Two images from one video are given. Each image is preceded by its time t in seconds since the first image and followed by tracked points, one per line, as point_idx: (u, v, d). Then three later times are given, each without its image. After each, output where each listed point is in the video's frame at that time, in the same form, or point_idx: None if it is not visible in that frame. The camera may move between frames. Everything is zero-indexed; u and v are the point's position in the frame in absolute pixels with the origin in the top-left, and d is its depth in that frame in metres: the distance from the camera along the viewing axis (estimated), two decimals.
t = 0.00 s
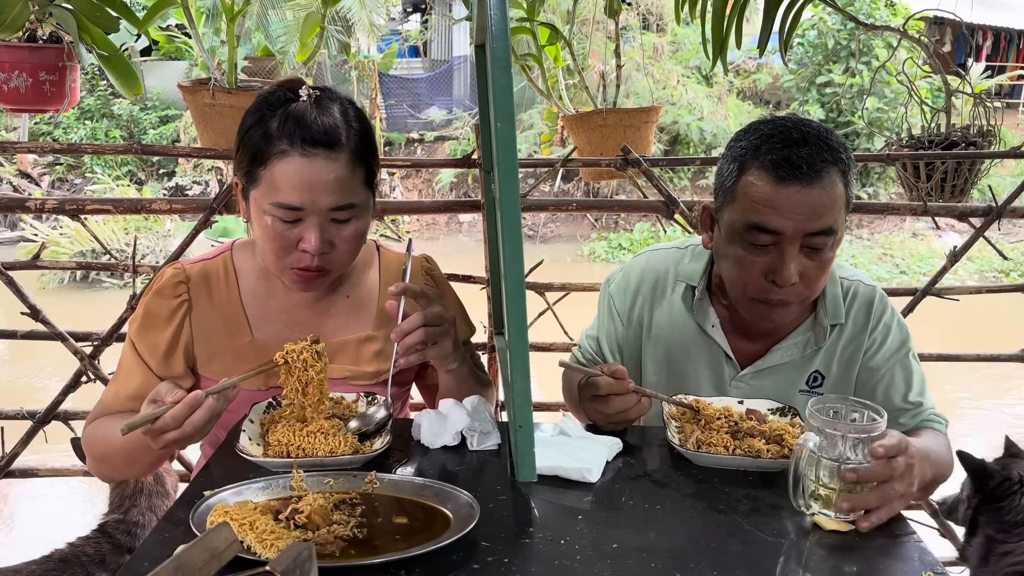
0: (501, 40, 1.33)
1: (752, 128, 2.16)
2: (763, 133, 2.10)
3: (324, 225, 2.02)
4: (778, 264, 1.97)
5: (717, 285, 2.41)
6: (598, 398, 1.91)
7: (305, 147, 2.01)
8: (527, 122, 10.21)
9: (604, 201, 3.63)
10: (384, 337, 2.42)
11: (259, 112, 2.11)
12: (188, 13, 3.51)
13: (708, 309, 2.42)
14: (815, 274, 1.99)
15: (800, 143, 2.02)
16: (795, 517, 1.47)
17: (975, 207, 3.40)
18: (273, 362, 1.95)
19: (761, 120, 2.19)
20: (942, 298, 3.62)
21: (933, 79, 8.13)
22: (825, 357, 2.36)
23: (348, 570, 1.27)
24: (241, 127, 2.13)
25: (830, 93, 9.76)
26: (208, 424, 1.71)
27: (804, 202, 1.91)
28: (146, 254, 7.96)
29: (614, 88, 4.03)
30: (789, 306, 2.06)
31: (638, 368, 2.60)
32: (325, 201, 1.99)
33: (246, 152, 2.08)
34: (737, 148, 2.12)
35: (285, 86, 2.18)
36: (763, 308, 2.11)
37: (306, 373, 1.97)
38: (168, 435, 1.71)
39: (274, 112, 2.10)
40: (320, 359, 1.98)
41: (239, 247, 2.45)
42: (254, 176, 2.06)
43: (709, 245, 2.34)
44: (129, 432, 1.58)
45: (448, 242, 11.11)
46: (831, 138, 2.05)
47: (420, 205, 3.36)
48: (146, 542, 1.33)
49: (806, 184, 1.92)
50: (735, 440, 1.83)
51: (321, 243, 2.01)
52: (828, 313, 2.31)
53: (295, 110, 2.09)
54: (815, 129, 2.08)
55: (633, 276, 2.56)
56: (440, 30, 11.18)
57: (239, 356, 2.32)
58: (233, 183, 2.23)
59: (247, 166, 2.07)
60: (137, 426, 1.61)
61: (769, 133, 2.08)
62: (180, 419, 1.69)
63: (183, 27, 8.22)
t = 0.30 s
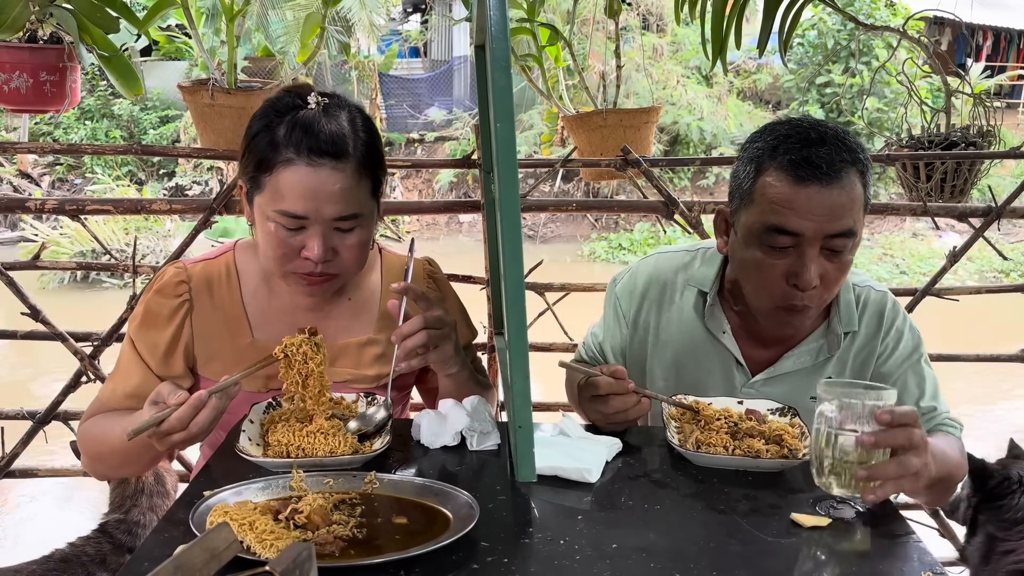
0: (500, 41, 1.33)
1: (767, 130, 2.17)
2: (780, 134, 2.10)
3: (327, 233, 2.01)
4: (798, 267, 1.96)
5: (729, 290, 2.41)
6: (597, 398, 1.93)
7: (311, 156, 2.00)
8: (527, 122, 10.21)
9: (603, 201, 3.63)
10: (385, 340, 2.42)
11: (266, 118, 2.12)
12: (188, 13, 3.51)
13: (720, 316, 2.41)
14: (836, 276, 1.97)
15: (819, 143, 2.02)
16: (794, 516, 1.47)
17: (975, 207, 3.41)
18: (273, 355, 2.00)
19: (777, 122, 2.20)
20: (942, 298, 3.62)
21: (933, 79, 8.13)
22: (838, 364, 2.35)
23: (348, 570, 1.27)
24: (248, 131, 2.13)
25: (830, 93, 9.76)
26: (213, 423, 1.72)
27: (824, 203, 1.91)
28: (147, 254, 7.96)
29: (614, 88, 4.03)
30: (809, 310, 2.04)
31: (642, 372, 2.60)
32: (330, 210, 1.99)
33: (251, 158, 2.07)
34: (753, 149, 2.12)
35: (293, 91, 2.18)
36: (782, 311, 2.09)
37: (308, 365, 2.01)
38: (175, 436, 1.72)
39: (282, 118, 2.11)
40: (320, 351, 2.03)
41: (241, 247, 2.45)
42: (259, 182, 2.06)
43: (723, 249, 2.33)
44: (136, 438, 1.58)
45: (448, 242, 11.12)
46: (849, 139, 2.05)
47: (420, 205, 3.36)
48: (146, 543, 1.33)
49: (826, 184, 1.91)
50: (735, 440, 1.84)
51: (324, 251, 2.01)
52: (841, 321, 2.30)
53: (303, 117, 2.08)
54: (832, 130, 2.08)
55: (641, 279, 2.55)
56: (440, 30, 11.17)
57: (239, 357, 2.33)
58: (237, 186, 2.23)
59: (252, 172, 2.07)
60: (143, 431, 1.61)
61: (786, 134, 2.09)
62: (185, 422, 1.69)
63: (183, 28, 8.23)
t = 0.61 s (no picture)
0: (500, 41, 1.33)
1: (778, 130, 2.17)
2: (791, 133, 2.11)
3: (330, 240, 2.02)
4: (813, 264, 1.96)
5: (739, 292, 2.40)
6: (598, 399, 1.93)
7: (315, 164, 2.00)
8: (527, 122, 10.22)
9: (603, 202, 3.62)
10: (385, 342, 2.42)
11: (270, 124, 2.11)
12: (188, 13, 3.50)
13: (731, 317, 2.40)
14: (851, 274, 1.97)
15: (831, 141, 2.03)
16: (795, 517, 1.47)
17: (975, 207, 3.41)
18: (276, 368, 2.00)
19: (786, 122, 2.21)
20: (942, 298, 3.62)
21: (933, 79, 8.12)
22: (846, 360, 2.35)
23: (348, 570, 1.27)
24: (251, 137, 2.13)
25: (830, 93, 9.76)
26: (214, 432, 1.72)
27: (838, 200, 1.91)
28: (147, 254, 7.97)
29: (614, 88, 4.03)
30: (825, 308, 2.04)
31: (650, 374, 2.58)
32: (333, 218, 1.99)
33: (254, 164, 2.07)
34: (764, 149, 2.13)
35: (296, 95, 2.17)
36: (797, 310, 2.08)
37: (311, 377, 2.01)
38: (175, 443, 1.72)
39: (285, 124, 2.10)
40: (323, 364, 2.03)
41: (240, 247, 2.45)
42: (261, 188, 2.06)
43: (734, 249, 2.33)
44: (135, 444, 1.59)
45: (448, 242, 11.11)
46: (860, 137, 2.07)
47: (420, 205, 3.36)
48: (146, 543, 1.33)
49: (840, 180, 1.92)
50: (735, 440, 1.83)
51: (326, 258, 2.01)
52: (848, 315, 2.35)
53: (307, 123, 2.08)
54: (843, 129, 2.10)
55: (648, 279, 2.56)
56: (440, 30, 11.17)
57: (238, 358, 2.32)
58: (239, 190, 2.22)
59: (255, 178, 2.07)
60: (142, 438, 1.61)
61: (798, 133, 2.10)
62: (186, 429, 1.70)
63: (183, 28, 8.24)
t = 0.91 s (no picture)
0: (499, 40, 1.33)
1: (774, 126, 2.18)
2: (787, 128, 2.12)
3: (331, 248, 2.02)
4: (817, 255, 1.96)
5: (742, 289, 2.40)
6: (598, 398, 1.93)
7: (321, 173, 2.00)
8: (527, 122, 10.22)
9: (603, 201, 3.62)
10: (385, 344, 2.43)
11: (276, 130, 2.10)
12: (188, 13, 3.50)
13: (736, 313, 2.40)
14: (853, 263, 1.98)
15: (828, 133, 2.03)
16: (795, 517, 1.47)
17: (975, 207, 3.40)
18: (277, 367, 1.99)
19: (781, 118, 2.21)
20: (942, 298, 3.62)
21: (933, 79, 8.12)
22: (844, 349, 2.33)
23: (348, 570, 1.27)
24: (256, 142, 2.12)
25: (830, 93, 9.76)
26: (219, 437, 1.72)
27: (838, 189, 1.92)
28: (147, 254, 7.97)
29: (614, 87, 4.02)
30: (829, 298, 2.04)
31: (655, 374, 2.57)
32: (337, 227, 1.99)
33: (258, 170, 2.06)
34: (762, 144, 2.14)
35: (303, 101, 2.17)
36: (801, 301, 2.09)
37: (311, 376, 2.01)
38: (181, 448, 1.72)
39: (291, 130, 2.09)
40: (323, 363, 2.03)
41: (241, 248, 2.46)
42: (265, 194, 2.05)
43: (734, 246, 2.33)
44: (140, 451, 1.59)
45: (448, 243, 11.11)
46: (856, 128, 2.07)
47: (420, 205, 3.36)
48: (147, 542, 1.34)
49: (839, 171, 1.93)
50: (735, 440, 1.84)
51: (327, 265, 2.01)
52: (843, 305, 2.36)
53: (314, 130, 2.08)
54: (838, 121, 2.10)
55: (649, 278, 2.56)
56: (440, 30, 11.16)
57: (237, 360, 2.32)
58: (241, 193, 2.21)
59: (259, 183, 2.06)
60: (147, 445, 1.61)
61: (795, 127, 2.10)
62: (192, 434, 1.69)
63: (183, 28, 8.24)
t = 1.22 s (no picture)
0: (501, 41, 1.33)
1: (764, 120, 2.18)
2: (776, 120, 2.12)
3: (334, 267, 1.98)
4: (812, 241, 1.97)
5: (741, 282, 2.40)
6: (600, 397, 1.93)
7: (327, 195, 1.94)
8: (528, 122, 10.22)
9: (604, 202, 3.62)
10: (386, 349, 2.44)
11: (282, 147, 2.04)
12: (188, 13, 3.50)
13: (736, 304, 2.40)
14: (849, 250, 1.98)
15: (817, 124, 2.04)
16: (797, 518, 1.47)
17: (976, 208, 3.40)
18: (280, 345, 2.02)
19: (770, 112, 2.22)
20: (943, 298, 3.61)
21: (933, 79, 8.12)
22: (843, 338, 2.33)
23: (351, 570, 1.27)
24: (262, 158, 2.06)
25: (831, 93, 9.75)
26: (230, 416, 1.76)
27: (830, 176, 1.92)
28: (148, 254, 7.98)
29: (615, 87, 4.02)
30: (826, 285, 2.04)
31: (660, 370, 2.56)
32: (340, 248, 1.95)
33: (263, 188, 2.01)
34: (752, 137, 2.14)
35: (312, 117, 2.11)
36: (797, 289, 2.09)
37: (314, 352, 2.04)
38: (195, 430, 1.74)
39: (299, 149, 2.04)
40: (325, 338, 2.06)
41: (243, 249, 2.45)
42: (268, 211, 2.00)
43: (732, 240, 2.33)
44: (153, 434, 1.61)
45: (449, 243, 11.11)
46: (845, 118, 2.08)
47: (421, 205, 3.35)
48: (148, 543, 1.33)
49: (829, 158, 1.93)
50: (736, 440, 1.84)
51: (328, 284, 1.98)
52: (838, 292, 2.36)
53: (323, 149, 2.02)
54: (826, 113, 2.11)
55: (648, 276, 2.56)
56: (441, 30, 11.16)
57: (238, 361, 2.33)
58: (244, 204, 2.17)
59: (263, 201, 2.01)
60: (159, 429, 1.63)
61: (784, 119, 2.11)
62: (204, 416, 1.72)
63: (183, 28, 8.24)
